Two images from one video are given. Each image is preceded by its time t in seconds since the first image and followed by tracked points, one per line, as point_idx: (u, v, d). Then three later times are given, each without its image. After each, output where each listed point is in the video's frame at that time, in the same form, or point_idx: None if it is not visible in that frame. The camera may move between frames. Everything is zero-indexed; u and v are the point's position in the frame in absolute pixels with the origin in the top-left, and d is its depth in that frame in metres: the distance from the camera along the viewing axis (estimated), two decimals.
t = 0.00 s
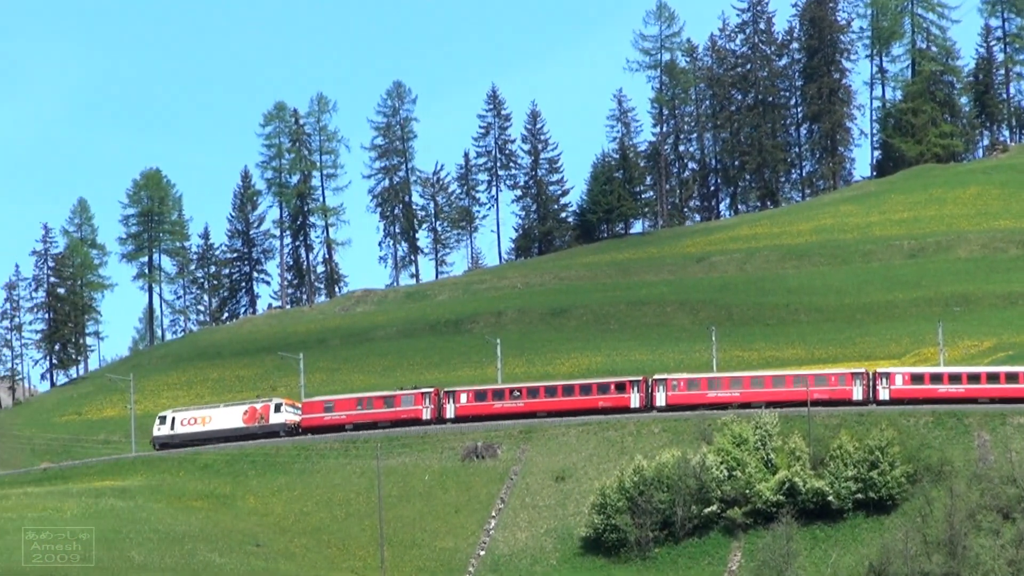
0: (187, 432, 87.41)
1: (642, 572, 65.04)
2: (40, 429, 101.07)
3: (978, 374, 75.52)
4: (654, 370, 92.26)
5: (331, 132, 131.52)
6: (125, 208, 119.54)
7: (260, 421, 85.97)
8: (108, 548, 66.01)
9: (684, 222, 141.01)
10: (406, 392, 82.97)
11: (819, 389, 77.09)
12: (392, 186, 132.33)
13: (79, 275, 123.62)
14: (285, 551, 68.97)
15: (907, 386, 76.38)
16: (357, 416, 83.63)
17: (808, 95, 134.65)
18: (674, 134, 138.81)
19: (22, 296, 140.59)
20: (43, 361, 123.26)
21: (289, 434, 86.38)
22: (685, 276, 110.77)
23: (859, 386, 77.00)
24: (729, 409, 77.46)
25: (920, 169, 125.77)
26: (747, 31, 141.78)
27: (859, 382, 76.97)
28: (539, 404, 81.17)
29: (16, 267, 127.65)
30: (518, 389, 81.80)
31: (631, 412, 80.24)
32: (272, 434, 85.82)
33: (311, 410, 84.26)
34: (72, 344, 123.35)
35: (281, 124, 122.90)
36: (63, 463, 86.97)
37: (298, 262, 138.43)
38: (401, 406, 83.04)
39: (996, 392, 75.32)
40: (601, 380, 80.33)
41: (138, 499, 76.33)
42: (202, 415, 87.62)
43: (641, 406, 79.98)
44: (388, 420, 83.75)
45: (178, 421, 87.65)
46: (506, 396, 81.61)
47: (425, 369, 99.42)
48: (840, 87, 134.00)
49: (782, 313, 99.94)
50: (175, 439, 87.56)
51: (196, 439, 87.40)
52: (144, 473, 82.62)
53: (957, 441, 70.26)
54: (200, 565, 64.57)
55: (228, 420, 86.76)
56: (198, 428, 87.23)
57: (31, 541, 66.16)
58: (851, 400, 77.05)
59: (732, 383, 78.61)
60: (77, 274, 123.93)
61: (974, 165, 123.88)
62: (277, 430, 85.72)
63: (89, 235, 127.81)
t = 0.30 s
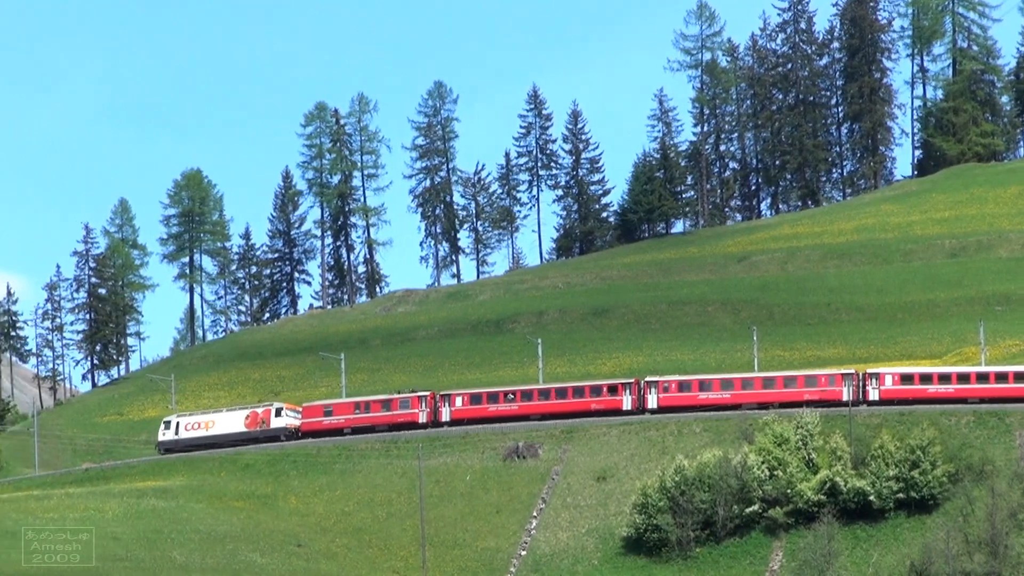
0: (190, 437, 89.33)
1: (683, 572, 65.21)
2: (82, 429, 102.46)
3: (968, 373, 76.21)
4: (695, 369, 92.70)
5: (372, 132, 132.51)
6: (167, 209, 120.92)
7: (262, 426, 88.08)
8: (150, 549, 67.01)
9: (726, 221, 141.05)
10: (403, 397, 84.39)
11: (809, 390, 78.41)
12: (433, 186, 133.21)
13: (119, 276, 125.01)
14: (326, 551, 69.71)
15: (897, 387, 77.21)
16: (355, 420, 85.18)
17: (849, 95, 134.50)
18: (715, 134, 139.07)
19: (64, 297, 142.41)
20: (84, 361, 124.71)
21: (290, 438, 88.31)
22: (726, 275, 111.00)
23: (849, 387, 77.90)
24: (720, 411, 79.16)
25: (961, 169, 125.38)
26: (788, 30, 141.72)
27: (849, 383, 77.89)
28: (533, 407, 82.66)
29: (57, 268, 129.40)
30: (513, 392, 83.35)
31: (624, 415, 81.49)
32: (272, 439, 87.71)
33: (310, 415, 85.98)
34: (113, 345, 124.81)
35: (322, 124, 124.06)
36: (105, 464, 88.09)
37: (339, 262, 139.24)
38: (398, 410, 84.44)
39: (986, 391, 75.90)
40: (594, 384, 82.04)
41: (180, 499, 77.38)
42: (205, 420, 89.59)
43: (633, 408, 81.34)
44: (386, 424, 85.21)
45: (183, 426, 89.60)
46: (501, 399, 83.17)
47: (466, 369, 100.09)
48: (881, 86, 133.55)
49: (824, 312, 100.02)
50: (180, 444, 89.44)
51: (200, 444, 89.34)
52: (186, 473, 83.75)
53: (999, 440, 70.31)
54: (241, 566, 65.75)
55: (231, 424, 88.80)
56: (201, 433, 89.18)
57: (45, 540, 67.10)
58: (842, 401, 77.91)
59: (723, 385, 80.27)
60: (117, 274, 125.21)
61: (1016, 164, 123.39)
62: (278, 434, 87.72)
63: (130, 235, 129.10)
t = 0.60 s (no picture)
0: (198, 441, 91.64)
1: (727, 571, 65.62)
2: (125, 431, 103.84)
3: (960, 374, 78.00)
4: (737, 369, 93.22)
5: (415, 132, 133.57)
6: (210, 209, 122.38)
7: (267, 430, 90.19)
8: (193, 548, 67.79)
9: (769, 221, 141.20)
10: (402, 401, 86.12)
11: (801, 391, 80.06)
12: (476, 186, 134.13)
13: (163, 276, 126.81)
14: (370, 551, 70.64)
15: (888, 387, 78.83)
16: (357, 424, 87.14)
17: (892, 94, 134.68)
18: (758, 133, 139.39)
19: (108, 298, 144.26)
20: (128, 361, 126.06)
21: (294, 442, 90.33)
22: (769, 275, 111.36)
23: (841, 387, 79.75)
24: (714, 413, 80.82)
25: (1003, 168, 125.13)
26: (831, 30, 141.97)
27: (840, 384, 79.70)
28: (529, 410, 84.56)
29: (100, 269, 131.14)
30: (510, 396, 85.08)
31: (619, 417, 83.65)
32: (277, 443, 90.00)
33: (313, 419, 88.21)
34: (156, 346, 126.06)
35: (365, 124, 125.24)
36: (148, 465, 89.37)
37: (382, 262, 140.25)
38: (399, 414, 86.19)
39: (978, 391, 77.64)
40: (589, 386, 83.93)
41: (223, 499, 78.54)
42: (212, 425, 91.80)
43: (628, 411, 83.37)
44: (387, 426, 87.07)
45: (190, 430, 91.90)
46: (498, 403, 84.90)
47: (509, 369, 100.96)
48: (924, 86, 133.71)
49: (867, 312, 100.22)
50: (187, 448, 91.79)
51: (207, 448, 91.63)
52: (229, 473, 85.03)
53: None
54: (285, 565, 66.53)
55: (237, 429, 91.02)
56: (209, 438, 91.45)
57: (53, 539, 68.30)
58: (834, 401, 79.77)
59: (717, 387, 81.87)
60: (161, 275, 127.13)
61: None
62: (283, 439, 89.77)
63: (173, 235, 130.31)
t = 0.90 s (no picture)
0: (203, 447, 93.81)
1: (765, 570, 65.80)
2: (164, 431, 105.75)
3: (947, 376, 78.89)
4: (775, 369, 93.63)
5: (454, 133, 134.47)
6: (249, 210, 123.61)
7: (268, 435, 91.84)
8: (232, 549, 67.82)
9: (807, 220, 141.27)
10: (399, 406, 88.30)
11: (789, 393, 81.67)
12: (515, 186, 134.86)
13: (201, 277, 127.60)
14: (408, 552, 71.04)
15: (876, 389, 80.38)
16: (355, 429, 89.30)
17: (930, 94, 134.65)
18: (796, 133, 139.46)
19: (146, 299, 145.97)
20: (167, 362, 127.81)
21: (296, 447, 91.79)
22: (808, 274, 111.63)
23: (829, 390, 81.58)
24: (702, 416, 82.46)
25: None
26: (869, 30, 142.03)
27: (828, 387, 81.39)
28: (522, 413, 86.26)
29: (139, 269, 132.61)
30: (504, 400, 86.82)
31: (611, 420, 85.28)
32: (278, 447, 91.73)
33: (313, 424, 90.34)
34: (195, 347, 127.98)
35: (403, 124, 126.20)
36: (186, 465, 90.58)
37: (420, 262, 141.07)
38: (396, 419, 88.40)
39: (964, 392, 78.40)
40: (581, 390, 85.61)
41: (262, 500, 79.47)
42: (215, 431, 93.83)
43: (619, 413, 85.02)
44: (384, 431, 89.22)
45: (195, 436, 94.09)
46: (492, 407, 86.74)
47: (548, 369, 101.63)
48: (962, 85, 133.58)
49: (906, 312, 100.32)
50: (192, 454, 93.98)
51: (211, 453, 93.72)
52: (268, 474, 86.06)
53: None
54: (323, 566, 66.26)
55: (239, 434, 92.93)
56: (213, 443, 93.53)
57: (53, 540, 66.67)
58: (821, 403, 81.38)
59: (707, 389, 83.45)
60: (200, 275, 127.85)
61: None
62: (284, 443, 91.27)
63: (212, 236, 131.52)
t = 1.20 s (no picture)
0: (201, 452, 95.35)
1: (796, 570, 66.08)
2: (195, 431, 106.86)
3: (925, 377, 80.60)
4: (806, 368, 94.02)
5: (485, 132, 135.26)
6: (280, 211, 124.64)
7: (264, 439, 93.58)
8: (264, 548, 68.53)
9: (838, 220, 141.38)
10: (389, 410, 89.77)
11: (771, 395, 82.77)
12: (546, 186, 135.50)
13: (232, 277, 128.98)
14: (438, 551, 71.22)
15: (857, 391, 81.78)
16: (347, 433, 90.73)
17: (961, 94, 134.38)
18: (827, 133, 139.65)
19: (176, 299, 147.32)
20: (198, 362, 129.10)
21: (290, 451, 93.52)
22: (839, 274, 111.89)
23: (810, 392, 82.49)
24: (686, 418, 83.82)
25: None
26: (899, 29, 142.11)
27: (809, 388, 82.41)
28: (510, 416, 87.82)
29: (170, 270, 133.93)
30: (491, 403, 88.40)
31: (594, 422, 86.62)
32: (271, 451, 93.57)
33: (306, 428, 91.82)
34: (225, 346, 129.21)
35: (435, 124, 126.98)
36: (217, 466, 91.57)
37: (452, 262, 142.03)
38: (386, 422, 89.83)
39: (942, 393, 80.14)
40: (566, 394, 86.83)
41: (293, 500, 80.35)
42: (212, 436, 95.38)
43: (603, 416, 86.46)
44: (375, 435, 90.58)
45: (193, 441, 95.65)
46: (480, 410, 88.34)
47: (578, 369, 102.21)
48: (993, 85, 133.37)
49: (937, 312, 100.47)
50: (191, 459, 95.49)
51: (209, 458, 95.26)
52: (299, 473, 86.97)
53: None
54: (354, 565, 66.53)
55: (236, 438, 94.54)
56: (210, 448, 95.04)
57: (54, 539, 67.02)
58: (802, 405, 82.48)
59: (689, 392, 84.86)
60: (230, 276, 129.30)
61: None
62: (279, 447, 93.00)
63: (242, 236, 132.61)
